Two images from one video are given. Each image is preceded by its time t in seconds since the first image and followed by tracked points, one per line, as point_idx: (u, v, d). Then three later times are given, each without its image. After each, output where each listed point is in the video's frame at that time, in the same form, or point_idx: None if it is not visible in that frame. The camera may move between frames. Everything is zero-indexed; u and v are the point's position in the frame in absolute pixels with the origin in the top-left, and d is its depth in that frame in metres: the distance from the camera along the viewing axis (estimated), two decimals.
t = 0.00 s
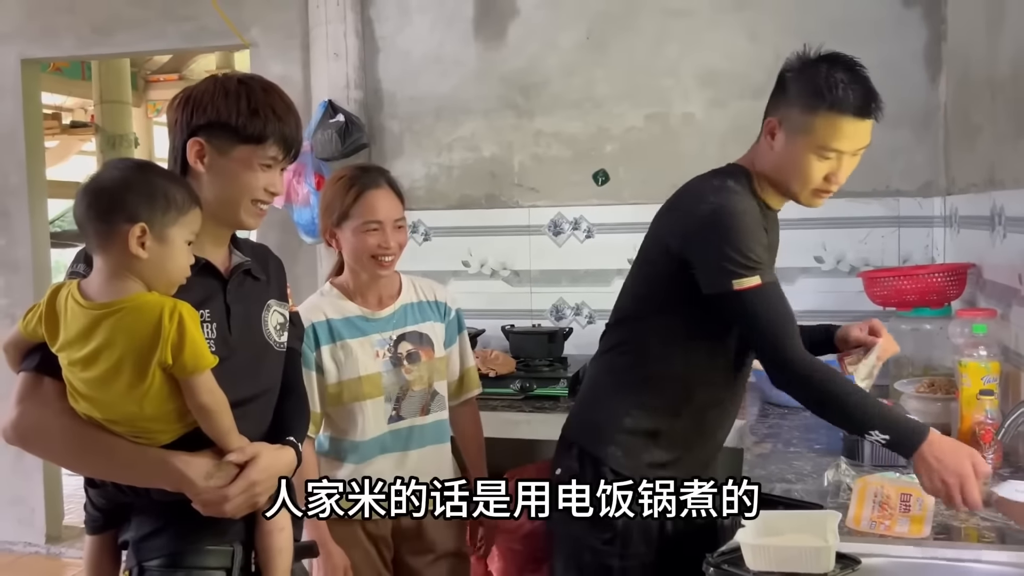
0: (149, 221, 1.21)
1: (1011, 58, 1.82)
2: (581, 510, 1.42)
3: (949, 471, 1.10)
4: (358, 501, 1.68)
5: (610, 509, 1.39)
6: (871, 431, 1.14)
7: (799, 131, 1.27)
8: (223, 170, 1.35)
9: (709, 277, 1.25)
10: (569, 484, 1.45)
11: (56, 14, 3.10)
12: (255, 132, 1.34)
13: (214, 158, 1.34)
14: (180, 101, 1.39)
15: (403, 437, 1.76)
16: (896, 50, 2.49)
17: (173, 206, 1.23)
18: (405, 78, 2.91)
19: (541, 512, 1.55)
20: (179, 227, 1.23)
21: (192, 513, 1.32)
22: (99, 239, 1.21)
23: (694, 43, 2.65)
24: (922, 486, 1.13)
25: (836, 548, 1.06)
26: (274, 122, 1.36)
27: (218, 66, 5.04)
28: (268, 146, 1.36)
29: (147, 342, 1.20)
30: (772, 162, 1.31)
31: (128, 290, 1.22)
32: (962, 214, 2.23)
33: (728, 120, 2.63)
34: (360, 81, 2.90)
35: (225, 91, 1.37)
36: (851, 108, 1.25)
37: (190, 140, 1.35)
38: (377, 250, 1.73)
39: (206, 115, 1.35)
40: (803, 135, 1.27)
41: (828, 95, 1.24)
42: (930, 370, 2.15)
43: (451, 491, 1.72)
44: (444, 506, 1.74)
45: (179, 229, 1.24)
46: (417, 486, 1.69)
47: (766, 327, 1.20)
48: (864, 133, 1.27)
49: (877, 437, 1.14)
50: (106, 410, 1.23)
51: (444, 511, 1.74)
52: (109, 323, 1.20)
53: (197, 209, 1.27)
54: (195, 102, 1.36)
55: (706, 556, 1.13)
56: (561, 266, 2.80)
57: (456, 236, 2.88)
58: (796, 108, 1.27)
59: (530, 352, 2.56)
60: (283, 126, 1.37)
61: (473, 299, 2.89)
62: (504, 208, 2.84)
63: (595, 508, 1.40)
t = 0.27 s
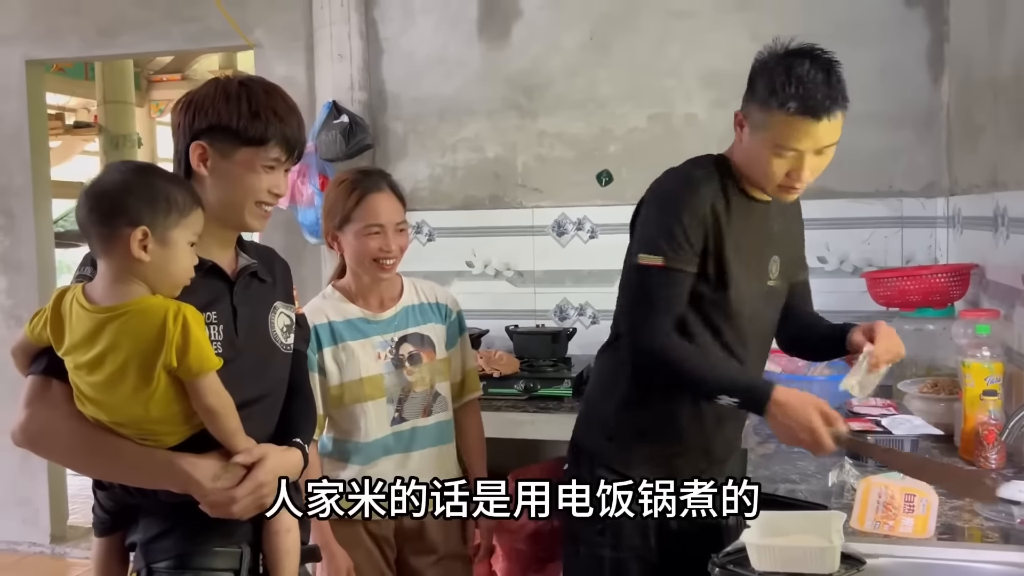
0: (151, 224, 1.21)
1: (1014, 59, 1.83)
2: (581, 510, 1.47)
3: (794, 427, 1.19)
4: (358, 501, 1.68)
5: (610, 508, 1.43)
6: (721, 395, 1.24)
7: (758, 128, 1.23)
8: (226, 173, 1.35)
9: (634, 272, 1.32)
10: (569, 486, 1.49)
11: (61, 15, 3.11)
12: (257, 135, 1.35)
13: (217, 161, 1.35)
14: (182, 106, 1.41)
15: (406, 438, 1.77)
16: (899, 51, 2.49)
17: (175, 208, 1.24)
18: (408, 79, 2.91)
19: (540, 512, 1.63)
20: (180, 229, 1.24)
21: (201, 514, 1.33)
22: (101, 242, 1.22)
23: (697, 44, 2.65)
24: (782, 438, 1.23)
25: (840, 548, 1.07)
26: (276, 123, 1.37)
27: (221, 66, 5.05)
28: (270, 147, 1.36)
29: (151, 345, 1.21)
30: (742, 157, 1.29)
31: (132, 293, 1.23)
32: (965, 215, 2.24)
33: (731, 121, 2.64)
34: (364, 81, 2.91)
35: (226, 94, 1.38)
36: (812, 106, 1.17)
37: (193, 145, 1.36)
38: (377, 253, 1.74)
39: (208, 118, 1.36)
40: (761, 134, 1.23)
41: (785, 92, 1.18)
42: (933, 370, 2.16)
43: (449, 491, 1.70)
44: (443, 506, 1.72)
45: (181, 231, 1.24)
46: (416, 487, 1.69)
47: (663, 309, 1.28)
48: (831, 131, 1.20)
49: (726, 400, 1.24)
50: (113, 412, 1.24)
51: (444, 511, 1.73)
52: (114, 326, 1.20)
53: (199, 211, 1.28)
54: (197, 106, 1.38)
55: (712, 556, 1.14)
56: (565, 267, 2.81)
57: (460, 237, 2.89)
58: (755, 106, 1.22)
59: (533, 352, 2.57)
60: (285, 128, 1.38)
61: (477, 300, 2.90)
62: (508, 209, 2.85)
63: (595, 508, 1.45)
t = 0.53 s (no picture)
0: (153, 223, 1.22)
1: (1015, 58, 1.82)
2: (581, 510, 1.47)
3: (613, 393, 1.35)
4: (358, 501, 1.68)
5: (610, 508, 1.44)
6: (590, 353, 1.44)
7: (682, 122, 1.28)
8: (230, 170, 1.36)
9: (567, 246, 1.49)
10: (569, 485, 1.48)
11: (62, 15, 3.11)
12: (261, 132, 1.35)
13: (221, 158, 1.35)
14: (185, 103, 1.41)
15: (405, 437, 1.77)
16: (900, 49, 2.49)
17: (176, 207, 1.24)
18: (409, 78, 2.91)
19: (540, 512, 1.67)
20: (182, 228, 1.24)
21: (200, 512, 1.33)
22: (103, 240, 1.22)
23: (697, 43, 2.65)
24: (610, 407, 1.39)
25: (840, 546, 1.07)
26: (279, 121, 1.37)
27: (222, 65, 5.05)
28: (274, 145, 1.37)
29: (153, 342, 1.21)
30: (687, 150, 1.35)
31: (134, 291, 1.23)
32: (966, 213, 2.23)
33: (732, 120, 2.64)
34: (365, 80, 2.91)
35: (230, 91, 1.38)
36: (725, 89, 1.20)
37: (196, 142, 1.36)
38: (371, 252, 1.74)
39: (211, 115, 1.36)
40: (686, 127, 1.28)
41: (700, 77, 1.22)
42: (934, 369, 2.16)
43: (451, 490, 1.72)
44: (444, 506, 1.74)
45: (183, 229, 1.25)
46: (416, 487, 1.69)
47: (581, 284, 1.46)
48: (744, 124, 1.21)
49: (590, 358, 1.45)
50: (113, 409, 1.24)
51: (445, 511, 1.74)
52: (116, 324, 1.21)
53: (201, 209, 1.28)
54: (200, 103, 1.38)
55: (711, 554, 1.14)
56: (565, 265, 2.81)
57: (460, 236, 2.89)
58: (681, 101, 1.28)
59: (534, 351, 2.57)
60: (289, 125, 1.38)
61: (478, 299, 2.90)
62: (508, 207, 2.85)
63: (595, 508, 1.45)
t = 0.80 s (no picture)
0: (158, 220, 1.21)
1: (1017, 54, 1.82)
2: (581, 510, 1.47)
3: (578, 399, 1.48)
4: (358, 501, 1.68)
5: (611, 508, 1.44)
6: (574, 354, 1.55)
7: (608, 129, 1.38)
8: (236, 168, 1.35)
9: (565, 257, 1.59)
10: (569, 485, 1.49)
11: (62, 12, 3.11)
12: (269, 132, 1.35)
13: (227, 156, 1.35)
14: (192, 100, 1.40)
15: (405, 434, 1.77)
16: (901, 46, 2.49)
17: (181, 204, 1.23)
18: (409, 75, 2.91)
19: (540, 512, 1.67)
20: (187, 225, 1.24)
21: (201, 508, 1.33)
22: (108, 236, 1.22)
23: (698, 39, 2.64)
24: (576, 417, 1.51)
25: (839, 543, 1.07)
26: (287, 121, 1.37)
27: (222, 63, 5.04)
28: (281, 145, 1.36)
29: (156, 339, 1.21)
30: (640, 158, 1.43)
31: (137, 287, 1.23)
32: (967, 210, 2.23)
33: (732, 117, 2.63)
34: (365, 77, 2.91)
35: (238, 90, 1.38)
36: (626, 88, 1.27)
37: (203, 140, 1.35)
38: (370, 250, 1.73)
39: (219, 114, 1.36)
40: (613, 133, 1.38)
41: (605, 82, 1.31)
42: (934, 366, 2.16)
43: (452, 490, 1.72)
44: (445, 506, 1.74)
45: (188, 227, 1.24)
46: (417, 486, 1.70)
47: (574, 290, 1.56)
48: (634, 123, 1.28)
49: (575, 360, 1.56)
50: (115, 405, 1.24)
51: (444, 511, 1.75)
52: (119, 320, 1.21)
53: (206, 206, 1.28)
54: (208, 101, 1.38)
55: (711, 552, 1.14)
56: (566, 263, 2.81)
57: (461, 233, 2.89)
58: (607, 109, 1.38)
59: (534, 348, 2.57)
60: (296, 125, 1.38)
61: (478, 296, 2.90)
62: (509, 205, 2.85)
63: (596, 507, 1.46)
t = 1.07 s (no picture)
0: (165, 213, 1.20)
1: (1020, 48, 1.80)
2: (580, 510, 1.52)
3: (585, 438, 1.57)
4: (358, 501, 1.67)
5: (611, 507, 1.45)
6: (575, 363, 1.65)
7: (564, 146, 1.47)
8: (241, 167, 1.34)
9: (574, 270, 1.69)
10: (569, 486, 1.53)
11: (60, 7, 3.10)
12: (277, 134, 1.34)
13: (232, 155, 1.34)
14: (203, 97, 1.38)
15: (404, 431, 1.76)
16: (903, 41, 2.47)
17: (189, 198, 1.23)
18: (409, 70, 2.90)
19: (540, 512, 1.68)
20: (193, 220, 1.23)
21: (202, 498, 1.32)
22: (114, 227, 1.21)
23: (699, 34, 2.63)
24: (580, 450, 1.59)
25: (841, 540, 1.06)
26: (296, 124, 1.36)
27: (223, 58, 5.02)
28: (287, 148, 1.36)
29: (160, 331, 1.20)
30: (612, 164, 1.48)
31: (140, 279, 1.22)
32: (970, 206, 2.22)
33: (734, 112, 2.62)
34: (365, 72, 2.90)
35: (249, 88, 1.37)
36: (553, 105, 1.29)
37: (210, 136, 1.34)
38: (369, 250, 1.72)
39: (228, 112, 1.34)
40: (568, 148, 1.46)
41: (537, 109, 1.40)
42: (937, 363, 2.15)
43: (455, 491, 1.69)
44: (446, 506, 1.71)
45: (195, 221, 1.24)
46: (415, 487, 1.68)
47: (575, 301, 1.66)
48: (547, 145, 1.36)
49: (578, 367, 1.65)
50: (118, 396, 1.23)
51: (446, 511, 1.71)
52: (124, 311, 1.20)
53: (213, 202, 1.27)
54: (220, 99, 1.36)
55: (711, 548, 1.13)
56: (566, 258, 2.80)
57: (461, 229, 2.88)
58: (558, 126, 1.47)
59: (535, 344, 2.56)
60: (304, 129, 1.37)
61: (478, 292, 2.89)
62: (509, 200, 2.84)
63: (594, 508, 1.51)
